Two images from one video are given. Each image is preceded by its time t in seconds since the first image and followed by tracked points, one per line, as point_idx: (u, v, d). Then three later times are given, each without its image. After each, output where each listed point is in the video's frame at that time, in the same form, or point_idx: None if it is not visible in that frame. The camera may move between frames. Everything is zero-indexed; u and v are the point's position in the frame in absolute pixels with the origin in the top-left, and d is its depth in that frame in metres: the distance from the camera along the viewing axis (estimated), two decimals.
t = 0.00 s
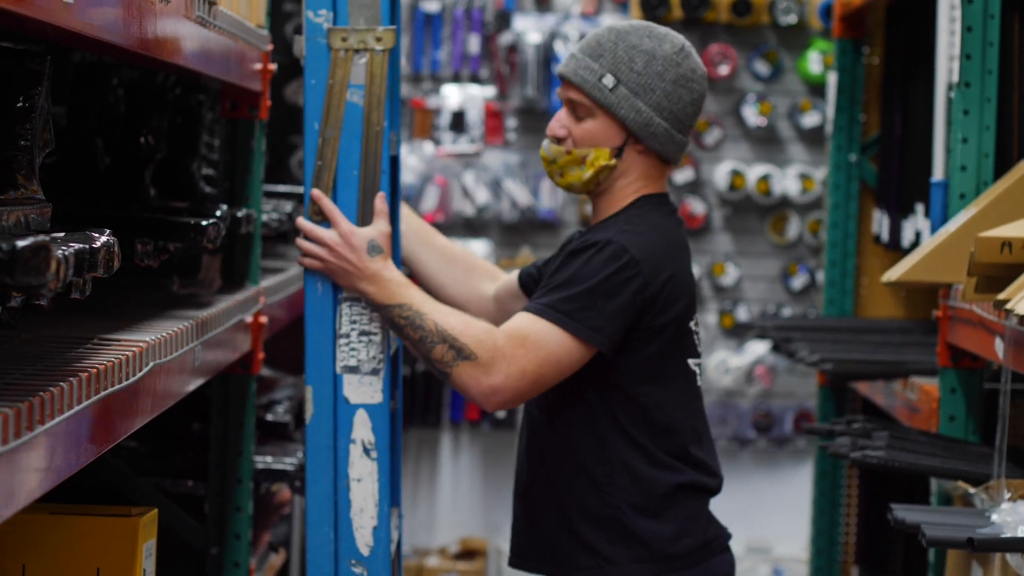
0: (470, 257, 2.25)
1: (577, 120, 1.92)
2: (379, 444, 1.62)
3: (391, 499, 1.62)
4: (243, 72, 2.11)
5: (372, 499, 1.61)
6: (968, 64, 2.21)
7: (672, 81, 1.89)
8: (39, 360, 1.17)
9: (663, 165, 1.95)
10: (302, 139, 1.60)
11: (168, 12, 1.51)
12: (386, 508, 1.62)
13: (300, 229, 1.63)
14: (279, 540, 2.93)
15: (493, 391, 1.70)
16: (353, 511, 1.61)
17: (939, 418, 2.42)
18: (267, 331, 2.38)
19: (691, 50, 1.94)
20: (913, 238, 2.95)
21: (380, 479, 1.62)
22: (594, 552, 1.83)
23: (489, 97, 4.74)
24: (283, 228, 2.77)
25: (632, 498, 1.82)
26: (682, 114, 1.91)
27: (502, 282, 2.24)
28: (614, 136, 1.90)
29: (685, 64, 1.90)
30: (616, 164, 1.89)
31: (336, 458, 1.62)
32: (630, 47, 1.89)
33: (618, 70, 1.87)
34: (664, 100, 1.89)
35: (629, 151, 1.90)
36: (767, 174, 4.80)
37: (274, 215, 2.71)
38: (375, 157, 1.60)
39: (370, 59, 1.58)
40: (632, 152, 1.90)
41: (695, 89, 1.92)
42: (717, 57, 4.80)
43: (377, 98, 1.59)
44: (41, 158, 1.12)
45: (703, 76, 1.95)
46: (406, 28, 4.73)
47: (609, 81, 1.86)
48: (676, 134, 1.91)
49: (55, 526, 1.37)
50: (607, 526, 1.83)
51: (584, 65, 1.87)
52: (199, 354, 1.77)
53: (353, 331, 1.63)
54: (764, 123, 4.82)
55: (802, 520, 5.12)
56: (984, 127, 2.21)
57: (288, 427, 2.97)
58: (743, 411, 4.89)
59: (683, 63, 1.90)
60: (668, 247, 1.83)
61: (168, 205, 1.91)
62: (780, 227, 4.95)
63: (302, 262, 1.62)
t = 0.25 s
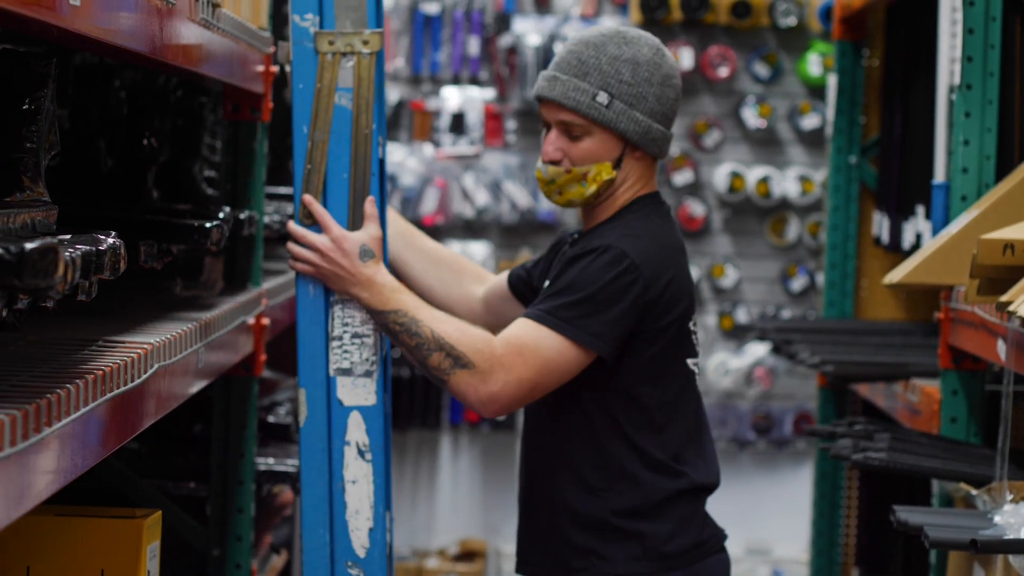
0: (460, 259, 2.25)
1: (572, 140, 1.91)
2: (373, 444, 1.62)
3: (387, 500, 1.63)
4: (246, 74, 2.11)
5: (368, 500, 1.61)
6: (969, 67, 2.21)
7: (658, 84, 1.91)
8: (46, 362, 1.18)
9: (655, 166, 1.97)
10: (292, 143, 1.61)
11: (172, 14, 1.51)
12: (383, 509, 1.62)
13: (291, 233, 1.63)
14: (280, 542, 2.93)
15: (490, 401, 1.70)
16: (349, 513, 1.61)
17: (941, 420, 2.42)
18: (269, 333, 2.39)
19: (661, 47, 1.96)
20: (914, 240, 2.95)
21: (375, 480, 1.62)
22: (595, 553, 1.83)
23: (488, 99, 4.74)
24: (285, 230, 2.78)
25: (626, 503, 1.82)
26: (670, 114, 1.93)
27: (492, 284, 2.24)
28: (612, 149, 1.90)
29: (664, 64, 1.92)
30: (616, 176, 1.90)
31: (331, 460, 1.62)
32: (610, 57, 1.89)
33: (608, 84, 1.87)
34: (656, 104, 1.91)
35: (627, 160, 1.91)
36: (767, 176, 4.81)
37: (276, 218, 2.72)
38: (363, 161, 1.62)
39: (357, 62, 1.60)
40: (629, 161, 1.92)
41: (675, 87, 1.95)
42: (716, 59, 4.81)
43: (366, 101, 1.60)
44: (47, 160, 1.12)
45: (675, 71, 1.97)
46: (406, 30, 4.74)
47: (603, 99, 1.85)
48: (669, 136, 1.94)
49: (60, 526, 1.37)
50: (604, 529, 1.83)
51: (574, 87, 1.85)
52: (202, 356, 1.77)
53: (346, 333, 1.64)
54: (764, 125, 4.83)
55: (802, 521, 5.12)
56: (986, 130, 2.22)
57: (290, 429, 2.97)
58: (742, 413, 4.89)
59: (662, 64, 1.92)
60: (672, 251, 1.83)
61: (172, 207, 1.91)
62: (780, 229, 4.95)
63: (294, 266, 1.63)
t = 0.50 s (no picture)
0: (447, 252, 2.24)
1: (574, 150, 1.89)
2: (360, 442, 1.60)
3: (376, 498, 1.61)
4: (247, 72, 2.11)
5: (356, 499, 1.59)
6: (970, 65, 2.21)
7: (651, 83, 1.89)
8: (50, 360, 1.18)
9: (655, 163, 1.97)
10: (274, 143, 1.58)
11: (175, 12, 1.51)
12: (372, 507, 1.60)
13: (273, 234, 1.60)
14: (281, 540, 2.93)
15: (487, 393, 1.70)
16: (337, 512, 1.59)
17: (941, 417, 2.42)
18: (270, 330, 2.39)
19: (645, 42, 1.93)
20: (913, 238, 2.95)
21: (363, 478, 1.59)
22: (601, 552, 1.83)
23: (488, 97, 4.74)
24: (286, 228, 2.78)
25: (636, 504, 1.82)
26: (666, 111, 1.92)
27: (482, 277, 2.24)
28: (614, 153, 1.88)
29: (653, 62, 1.91)
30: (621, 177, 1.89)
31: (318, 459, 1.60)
32: (600, 64, 1.87)
33: (602, 91, 1.85)
34: (652, 103, 1.89)
35: (629, 160, 1.90)
36: (765, 174, 4.81)
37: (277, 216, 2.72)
38: (346, 160, 1.59)
39: (339, 61, 1.57)
40: (631, 160, 1.91)
41: (666, 82, 1.93)
42: (715, 57, 4.81)
43: (349, 99, 1.57)
44: (52, 157, 1.13)
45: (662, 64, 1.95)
46: (405, 27, 4.73)
47: (600, 106, 1.83)
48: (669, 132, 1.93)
49: (63, 524, 1.37)
50: (606, 527, 1.83)
51: (569, 98, 1.84)
52: (204, 353, 1.77)
53: (331, 333, 1.60)
54: (763, 123, 4.82)
55: (801, 519, 5.12)
56: (987, 128, 2.22)
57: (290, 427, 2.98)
58: (741, 411, 4.89)
59: (651, 61, 1.91)
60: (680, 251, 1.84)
61: (173, 205, 1.92)
62: (778, 228, 4.95)
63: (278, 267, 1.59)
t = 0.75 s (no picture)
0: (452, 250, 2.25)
1: (570, 149, 1.88)
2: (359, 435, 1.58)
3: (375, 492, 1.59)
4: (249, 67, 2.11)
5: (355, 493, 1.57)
6: (971, 60, 2.21)
7: (644, 78, 1.88)
8: (55, 354, 1.18)
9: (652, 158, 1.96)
10: (268, 140, 1.56)
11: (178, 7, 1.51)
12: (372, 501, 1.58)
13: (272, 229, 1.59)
14: (282, 535, 2.94)
15: (491, 383, 1.71)
16: (337, 506, 1.57)
17: (942, 412, 2.43)
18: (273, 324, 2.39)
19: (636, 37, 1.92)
20: (912, 233, 2.96)
21: (362, 472, 1.58)
22: (616, 549, 1.84)
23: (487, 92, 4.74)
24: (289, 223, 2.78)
25: (640, 498, 1.83)
26: (660, 106, 1.90)
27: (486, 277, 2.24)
28: (612, 150, 1.88)
29: (645, 56, 1.89)
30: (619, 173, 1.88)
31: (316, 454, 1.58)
32: (592, 60, 1.86)
33: (596, 89, 1.84)
34: (646, 98, 1.88)
35: (628, 157, 1.90)
36: (764, 169, 4.81)
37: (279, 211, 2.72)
38: (344, 155, 1.56)
39: (334, 57, 1.55)
40: (631, 156, 1.90)
41: (659, 77, 1.91)
42: (714, 53, 4.81)
43: (345, 95, 1.55)
44: (57, 152, 1.13)
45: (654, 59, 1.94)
46: (404, 23, 4.73)
47: (594, 104, 1.82)
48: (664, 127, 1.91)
49: (67, 518, 1.37)
50: (610, 521, 1.83)
51: (563, 98, 1.83)
52: (207, 348, 1.78)
53: (329, 328, 1.59)
54: (762, 118, 4.82)
55: (800, 514, 5.13)
56: (987, 123, 2.22)
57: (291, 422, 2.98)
58: (740, 406, 4.89)
59: (643, 56, 1.89)
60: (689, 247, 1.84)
61: (176, 200, 1.92)
62: (777, 223, 4.96)
63: (275, 264, 1.58)
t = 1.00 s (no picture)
0: (488, 272, 2.20)
1: (558, 146, 1.84)
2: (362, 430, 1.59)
3: (378, 487, 1.59)
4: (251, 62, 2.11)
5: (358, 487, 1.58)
6: (972, 55, 2.21)
7: (630, 70, 1.84)
8: (59, 349, 1.18)
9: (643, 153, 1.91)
10: (263, 135, 1.56)
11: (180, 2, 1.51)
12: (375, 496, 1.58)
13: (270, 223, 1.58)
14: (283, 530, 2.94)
15: (556, 426, 1.61)
16: (339, 501, 1.57)
17: (943, 407, 2.43)
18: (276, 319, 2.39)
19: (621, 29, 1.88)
20: (912, 228, 2.95)
21: (365, 467, 1.58)
22: (620, 549, 1.80)
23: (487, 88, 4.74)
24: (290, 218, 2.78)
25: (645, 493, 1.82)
26: (648, 98, 1.86)
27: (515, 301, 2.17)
28: (600, 146, 1.84)
29: (629, 48, 1.85)
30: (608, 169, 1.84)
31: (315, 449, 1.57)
32: (577, 55, 1.81)
33: (582, 84, 1.79)
34: (632, 91, 1.83)
35: (617, 152, 1.86)
36: (763, 164, 4.81)
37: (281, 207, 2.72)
38: (346, 149, 1.55)
39: (336, 52, 1.55)
40: (619, 152, 1.86)
41: (647, 69, 1.87)
42: (714, 48, 4.81)
43: (344, 89, 1.55)
44: (62, 147, 1.13)
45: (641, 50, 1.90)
46: (404, 18, 4.73)
47: (580, 99, 1.78)
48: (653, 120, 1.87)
49: (72, 512, 1.37)
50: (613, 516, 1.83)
51: (548, 94, 1.79)
52: (210, 343, 1.78)
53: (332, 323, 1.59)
54: (761, 113, 4.82)
55: (800, 509, 5.13)
56: (989, 118, 2.21)
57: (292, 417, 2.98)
58: (740, 401, 4.90)
59: (628, 48, 1.85)
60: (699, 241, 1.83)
61: (178, 194, 1.92)
62: (776, 218, 4.97)
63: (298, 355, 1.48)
